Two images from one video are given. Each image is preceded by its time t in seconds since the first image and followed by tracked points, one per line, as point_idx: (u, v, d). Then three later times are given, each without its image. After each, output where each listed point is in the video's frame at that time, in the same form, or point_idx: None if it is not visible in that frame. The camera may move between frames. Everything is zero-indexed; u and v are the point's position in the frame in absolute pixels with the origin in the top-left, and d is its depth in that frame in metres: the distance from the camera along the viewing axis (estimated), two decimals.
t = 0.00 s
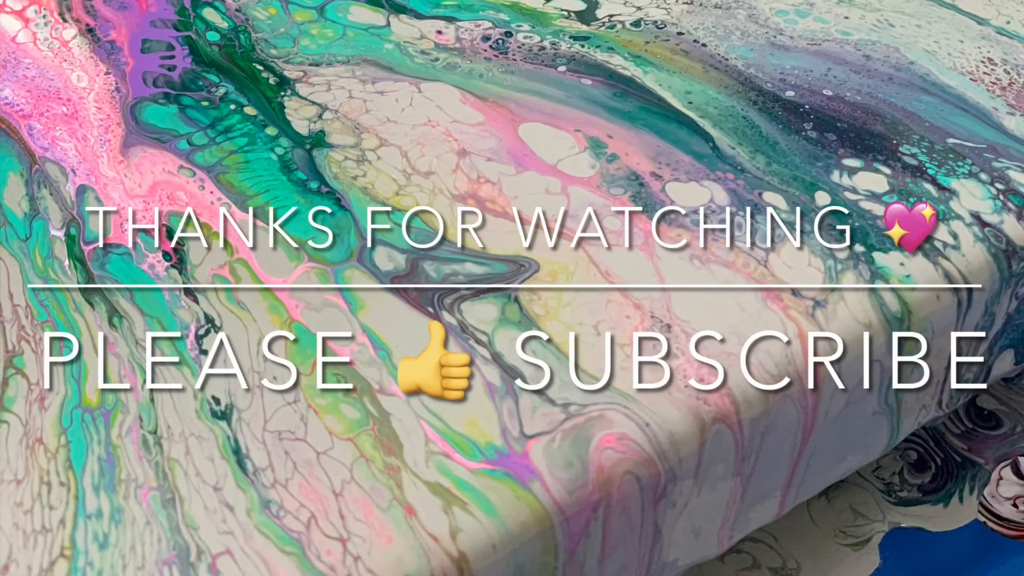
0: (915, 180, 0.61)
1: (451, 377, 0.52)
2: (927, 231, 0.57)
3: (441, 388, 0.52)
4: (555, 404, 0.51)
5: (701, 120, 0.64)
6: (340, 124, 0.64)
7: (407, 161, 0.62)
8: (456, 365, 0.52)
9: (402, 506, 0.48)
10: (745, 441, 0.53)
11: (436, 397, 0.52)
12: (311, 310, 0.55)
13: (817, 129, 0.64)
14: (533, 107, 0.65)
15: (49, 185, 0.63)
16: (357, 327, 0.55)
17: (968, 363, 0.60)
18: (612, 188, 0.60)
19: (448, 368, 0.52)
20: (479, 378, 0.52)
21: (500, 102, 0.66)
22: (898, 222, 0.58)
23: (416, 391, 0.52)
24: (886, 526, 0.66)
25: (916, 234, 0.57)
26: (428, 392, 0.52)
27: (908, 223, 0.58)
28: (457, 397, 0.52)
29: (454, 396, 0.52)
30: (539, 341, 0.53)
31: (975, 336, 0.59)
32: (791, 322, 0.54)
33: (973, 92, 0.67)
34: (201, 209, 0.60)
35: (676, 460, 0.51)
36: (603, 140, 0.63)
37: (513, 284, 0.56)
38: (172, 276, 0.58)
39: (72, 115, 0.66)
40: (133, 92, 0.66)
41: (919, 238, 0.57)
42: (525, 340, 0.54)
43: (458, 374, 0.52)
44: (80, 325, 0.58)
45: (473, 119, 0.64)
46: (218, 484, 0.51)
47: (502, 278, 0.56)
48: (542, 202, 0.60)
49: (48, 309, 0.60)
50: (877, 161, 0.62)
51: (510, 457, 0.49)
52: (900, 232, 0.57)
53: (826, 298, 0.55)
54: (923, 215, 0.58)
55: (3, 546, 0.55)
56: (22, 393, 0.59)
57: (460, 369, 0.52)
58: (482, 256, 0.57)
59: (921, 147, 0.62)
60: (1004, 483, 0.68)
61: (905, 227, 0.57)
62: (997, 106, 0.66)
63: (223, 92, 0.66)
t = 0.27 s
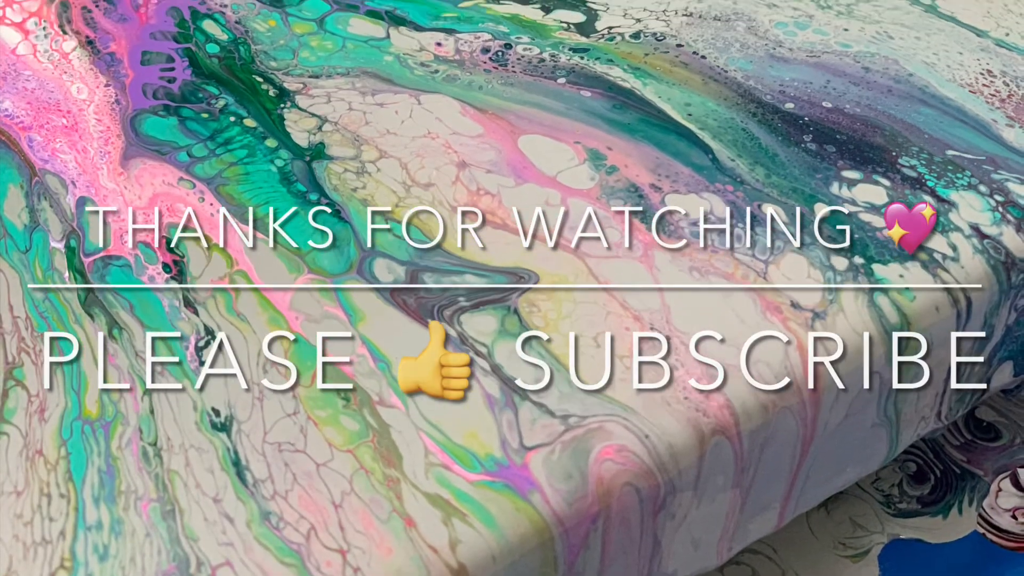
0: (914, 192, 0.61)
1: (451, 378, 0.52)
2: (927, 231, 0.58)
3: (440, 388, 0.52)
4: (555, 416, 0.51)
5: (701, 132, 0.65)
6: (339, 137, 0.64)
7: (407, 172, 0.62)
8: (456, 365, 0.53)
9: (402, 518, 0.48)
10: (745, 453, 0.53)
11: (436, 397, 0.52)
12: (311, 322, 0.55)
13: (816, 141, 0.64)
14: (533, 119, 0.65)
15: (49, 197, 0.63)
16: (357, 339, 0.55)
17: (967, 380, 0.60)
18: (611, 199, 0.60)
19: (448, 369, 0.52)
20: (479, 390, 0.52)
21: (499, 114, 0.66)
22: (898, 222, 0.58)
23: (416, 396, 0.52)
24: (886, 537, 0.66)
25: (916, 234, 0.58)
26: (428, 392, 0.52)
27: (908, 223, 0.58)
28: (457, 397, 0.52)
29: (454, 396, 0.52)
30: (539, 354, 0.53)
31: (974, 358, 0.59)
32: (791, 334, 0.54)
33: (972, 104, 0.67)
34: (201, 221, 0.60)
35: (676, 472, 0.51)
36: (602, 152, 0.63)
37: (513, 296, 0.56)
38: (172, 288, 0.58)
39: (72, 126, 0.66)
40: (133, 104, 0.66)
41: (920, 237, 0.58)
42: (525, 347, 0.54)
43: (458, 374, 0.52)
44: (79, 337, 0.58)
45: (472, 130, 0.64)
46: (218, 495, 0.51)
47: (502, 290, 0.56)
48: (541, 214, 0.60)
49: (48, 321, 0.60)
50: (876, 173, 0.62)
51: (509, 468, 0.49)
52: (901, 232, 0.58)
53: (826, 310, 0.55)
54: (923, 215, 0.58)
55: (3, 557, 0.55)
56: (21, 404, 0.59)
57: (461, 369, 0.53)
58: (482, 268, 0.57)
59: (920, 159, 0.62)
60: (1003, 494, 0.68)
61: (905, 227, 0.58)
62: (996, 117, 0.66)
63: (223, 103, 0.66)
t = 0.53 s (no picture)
0: (914, 204, 0.61)
1: (451, 378, 0.53)
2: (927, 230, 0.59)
3: (440, 388, 0.53)
4: (555, 428, 0.51)
5: (700, 144, 0.65)
6: (339, 148, 0.64)
7: (407, 184, 0.62)
8: (456, 365, 0.53)
9: (401, 529, 0.48)
10: (744, 465, 0.53)
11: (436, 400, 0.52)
12: (311, 334, 0.55)
13: (816, 153, 0.64)
14: (533, 131, 0.65)
15: (49, 209, 0.63)
16: (356, 350, 0.55)
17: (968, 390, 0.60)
18: (610, 211, 0.60)
19: (449, 369, 0.53)
20: (478, 402, 0.52)
21: (499, 126, 0.66)
22: (899, 222, 0.59)
23: (416, 396, 0.53)
24: (885, 549, 0.67)
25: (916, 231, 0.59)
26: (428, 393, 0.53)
27: (907, 222, 0.59)
28: (457, 396, 0.52)
29: (454, 395, 0.52)
30: (539, 366, 0.53)
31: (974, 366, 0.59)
32: (791, 346, 0.54)
33: (971, 116, 0.67)
34: (201, 234, 0.60)
35: (674, 485, 0.50)
36: (602, 164, 0.63)
37: (512, 309, 0.56)
38: (172, 300, 0.58)
39: (72, 138, 0.66)
40: (133, 116, 0.66)
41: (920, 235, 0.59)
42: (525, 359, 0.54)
43: (458, 374, 0.53)
44: (80, 348, 0.58)
45: (472, 142, 0.65)
46: (218, 507, 0.51)
47: (501, 302, 0.56)
48: (541, 226, 0.60)
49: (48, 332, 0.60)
50: (875, 185, 0.62)
51: (509, 479, 0.49)
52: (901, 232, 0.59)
53: (825, 321, 0.55)
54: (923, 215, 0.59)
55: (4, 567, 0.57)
56: (21, 416, 0.60)
57: (459, 371, 0.53)
58: (481, 281, 0.57)
59: (919, 171, 0.63)
60: (1002, 506, 0.68)
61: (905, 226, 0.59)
62: (995, 129, 0.66)
63: (223, 115, 0.66)
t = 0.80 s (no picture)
0: (913, 216, 0.61)
1: (450, 378, 0.53)
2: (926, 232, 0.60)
3: (440, 387, 0.53)
4: (555, 439, 0.51)
5: (700, 156, 0.65)
6: (339, 160, 0.64)
7: (407, 197, 0.62)
8: (454, 378, 0.53)
9: (401, 541, 0.48)
10: (743, 477, 0.53)
11: (438, 412, 0.52)
12: (311, 346, 0.55)
13: (815, 165, 0.64)
14: (532, 143, 0.65)
15: (49, 221, 0.63)
16: (356, 361, 0.54)
17: (967, 404, 0.61)
18: (610, 223, 0.60)
19: (445, 372, 0.54)
20: (478, 414, 0.52)
21: (499, 138, 0.66)
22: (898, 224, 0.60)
23: (416, 408, 0.52)
24: (884, 560, 0.67)
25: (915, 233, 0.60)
26: (427, 396, 0.53)
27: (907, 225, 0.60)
28: (456, 400, 0.53)
29: (455, 404, 0.52)
30: (539, 378, 0.53)
31: (972, 380, 0.59)
32: (791, 358, 0.54)
33: (971, 128, 0.67)
34: (201, 245, 0.59)
35: (673, 496, 0.50)
36: (601, 176, 0.63)
37: (513, 320, 0.56)
38: (172, 311, 0.58)
39: (72, 150, 0.66)
40: (133, 128, 0.66)
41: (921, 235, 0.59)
42: (525, 371, 0.54)
43: (455, 383, 0.53)
44: (80, 361, 0.60)
45: (472, 154, 0.65)
46: (218, 518, 0.52)
47: (501, 313, 0.56)
48: (540, 238, 0.60)
49: (49, 345, 0.62)
50: (875, 197, 0.62)
51: (508, 491, 0.49)
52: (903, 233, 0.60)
53: (825, 333, 0.55)
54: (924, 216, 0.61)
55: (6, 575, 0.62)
56: (22, 428, 0.64)
57: (455, 372, 0.54)
58: (481, 293, 0.57)
59: (919, 183, 0.63)
60: (1001, 517, 0.69)
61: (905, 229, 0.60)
62: (995, 141, 0.66)
63: (223, 127, 0.66)
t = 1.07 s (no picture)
0: (912, 228, 0.61)
1: (450, 392, 0.53)
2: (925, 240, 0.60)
3: (440, 402, 0.53)
4: (554, 451, 0.51)
5: (699, 168, 0.65)
6: (339, 172, 0.64)
7: (407, 209, 0.62)
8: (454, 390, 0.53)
9: (401, 552, 0.48)
10: (743, 489, 0.53)
11: (439, 423, 0.52)
12: (311, 357, 0.55)
13: (814, 177, 0.64)
14: (532, 155, 0.65)
15: (49, 233, 0.63)
16: (356, 373, 0.54)
17: (966, 414, 0.61)
18: (610, 235, 0.60)
19: (446, 386, 0.54)
20: (478, 425, 0.52)
21: (498, 150, 0.66)
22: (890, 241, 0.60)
23: (416, 419, 0.52)
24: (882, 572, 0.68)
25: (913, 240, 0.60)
26: (428, 411, 0.53)
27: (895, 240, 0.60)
28: (456, 414, 0.52)
29: (455, 416, 0.52)
30: (538, 389, 0.53)
31: (971, 390, 0.59)
32: (790, 369, 0.54)
33: (970, 140, 0.67)
34: (201, 257, 0.59)
35: (673, 508, 0.50)
36: (601, 188, 0.63)
37: (512, 332, 0.56)
38: (172, 323, 0.58)
39: (72, 161, 0.66)
40: (133, 140, 0.66)
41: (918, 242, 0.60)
42: (524, 382, 0.54)
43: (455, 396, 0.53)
44: (80, 372, 0.60)
45: (471, 166, 0.65)
46: (218, 530, 0.52)
47: (500, 325, 0.56)
48: (540, 250, 0.60)
49: (48, 355, 0.61)
50: (874, 209, 0.62)
51: (508, 502, 0.49)
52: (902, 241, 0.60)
53: (824, 344, 0.55)
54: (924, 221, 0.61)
55: None
56: (21, 440, 0.62)
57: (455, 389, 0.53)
58: (481, 304, 0.57)
59: (918, 195, 0.63)
60: (1001, 529, 0.70)
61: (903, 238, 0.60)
62: (993, 153, 0.66)
63: (223, 138, 0.66)
